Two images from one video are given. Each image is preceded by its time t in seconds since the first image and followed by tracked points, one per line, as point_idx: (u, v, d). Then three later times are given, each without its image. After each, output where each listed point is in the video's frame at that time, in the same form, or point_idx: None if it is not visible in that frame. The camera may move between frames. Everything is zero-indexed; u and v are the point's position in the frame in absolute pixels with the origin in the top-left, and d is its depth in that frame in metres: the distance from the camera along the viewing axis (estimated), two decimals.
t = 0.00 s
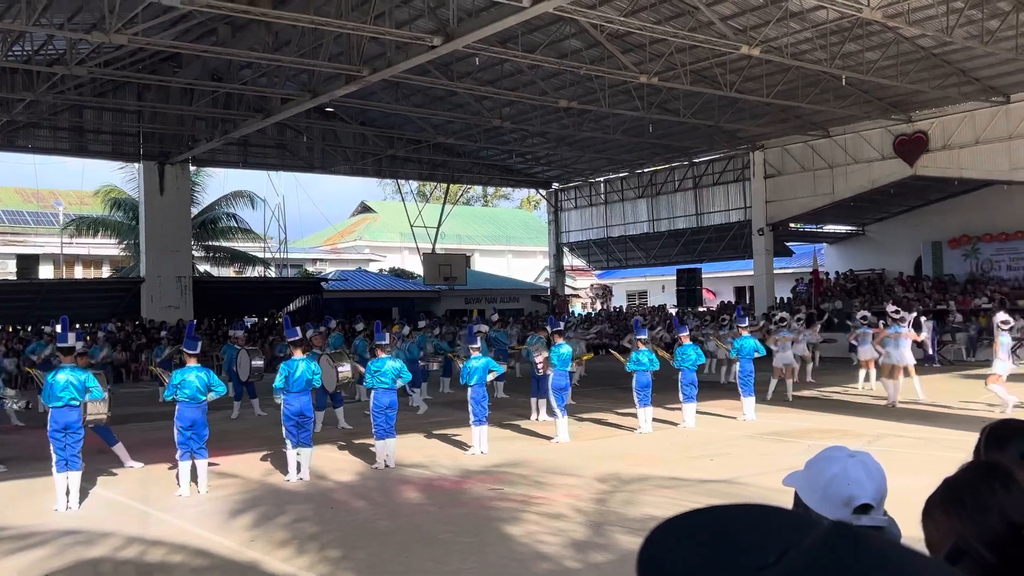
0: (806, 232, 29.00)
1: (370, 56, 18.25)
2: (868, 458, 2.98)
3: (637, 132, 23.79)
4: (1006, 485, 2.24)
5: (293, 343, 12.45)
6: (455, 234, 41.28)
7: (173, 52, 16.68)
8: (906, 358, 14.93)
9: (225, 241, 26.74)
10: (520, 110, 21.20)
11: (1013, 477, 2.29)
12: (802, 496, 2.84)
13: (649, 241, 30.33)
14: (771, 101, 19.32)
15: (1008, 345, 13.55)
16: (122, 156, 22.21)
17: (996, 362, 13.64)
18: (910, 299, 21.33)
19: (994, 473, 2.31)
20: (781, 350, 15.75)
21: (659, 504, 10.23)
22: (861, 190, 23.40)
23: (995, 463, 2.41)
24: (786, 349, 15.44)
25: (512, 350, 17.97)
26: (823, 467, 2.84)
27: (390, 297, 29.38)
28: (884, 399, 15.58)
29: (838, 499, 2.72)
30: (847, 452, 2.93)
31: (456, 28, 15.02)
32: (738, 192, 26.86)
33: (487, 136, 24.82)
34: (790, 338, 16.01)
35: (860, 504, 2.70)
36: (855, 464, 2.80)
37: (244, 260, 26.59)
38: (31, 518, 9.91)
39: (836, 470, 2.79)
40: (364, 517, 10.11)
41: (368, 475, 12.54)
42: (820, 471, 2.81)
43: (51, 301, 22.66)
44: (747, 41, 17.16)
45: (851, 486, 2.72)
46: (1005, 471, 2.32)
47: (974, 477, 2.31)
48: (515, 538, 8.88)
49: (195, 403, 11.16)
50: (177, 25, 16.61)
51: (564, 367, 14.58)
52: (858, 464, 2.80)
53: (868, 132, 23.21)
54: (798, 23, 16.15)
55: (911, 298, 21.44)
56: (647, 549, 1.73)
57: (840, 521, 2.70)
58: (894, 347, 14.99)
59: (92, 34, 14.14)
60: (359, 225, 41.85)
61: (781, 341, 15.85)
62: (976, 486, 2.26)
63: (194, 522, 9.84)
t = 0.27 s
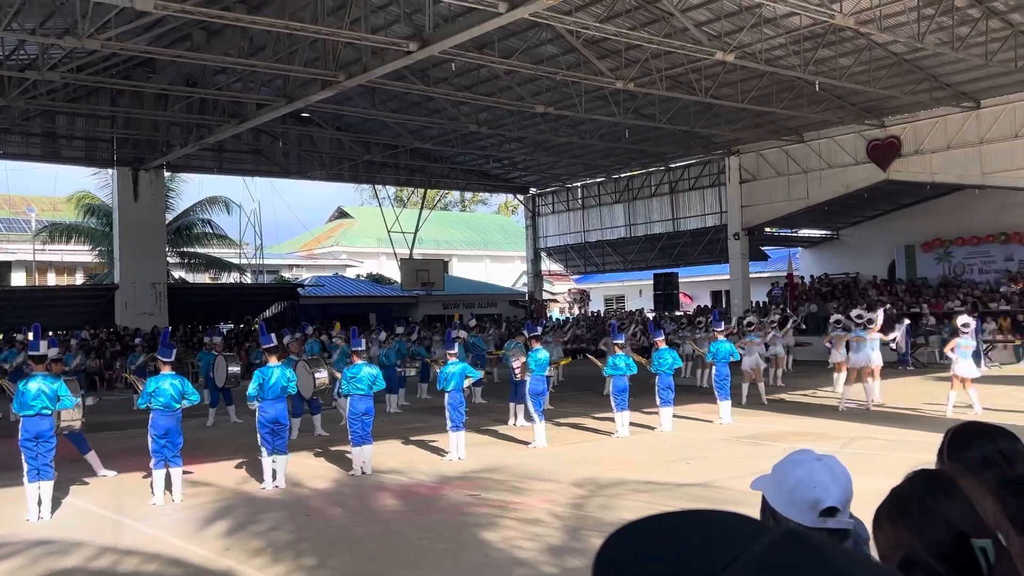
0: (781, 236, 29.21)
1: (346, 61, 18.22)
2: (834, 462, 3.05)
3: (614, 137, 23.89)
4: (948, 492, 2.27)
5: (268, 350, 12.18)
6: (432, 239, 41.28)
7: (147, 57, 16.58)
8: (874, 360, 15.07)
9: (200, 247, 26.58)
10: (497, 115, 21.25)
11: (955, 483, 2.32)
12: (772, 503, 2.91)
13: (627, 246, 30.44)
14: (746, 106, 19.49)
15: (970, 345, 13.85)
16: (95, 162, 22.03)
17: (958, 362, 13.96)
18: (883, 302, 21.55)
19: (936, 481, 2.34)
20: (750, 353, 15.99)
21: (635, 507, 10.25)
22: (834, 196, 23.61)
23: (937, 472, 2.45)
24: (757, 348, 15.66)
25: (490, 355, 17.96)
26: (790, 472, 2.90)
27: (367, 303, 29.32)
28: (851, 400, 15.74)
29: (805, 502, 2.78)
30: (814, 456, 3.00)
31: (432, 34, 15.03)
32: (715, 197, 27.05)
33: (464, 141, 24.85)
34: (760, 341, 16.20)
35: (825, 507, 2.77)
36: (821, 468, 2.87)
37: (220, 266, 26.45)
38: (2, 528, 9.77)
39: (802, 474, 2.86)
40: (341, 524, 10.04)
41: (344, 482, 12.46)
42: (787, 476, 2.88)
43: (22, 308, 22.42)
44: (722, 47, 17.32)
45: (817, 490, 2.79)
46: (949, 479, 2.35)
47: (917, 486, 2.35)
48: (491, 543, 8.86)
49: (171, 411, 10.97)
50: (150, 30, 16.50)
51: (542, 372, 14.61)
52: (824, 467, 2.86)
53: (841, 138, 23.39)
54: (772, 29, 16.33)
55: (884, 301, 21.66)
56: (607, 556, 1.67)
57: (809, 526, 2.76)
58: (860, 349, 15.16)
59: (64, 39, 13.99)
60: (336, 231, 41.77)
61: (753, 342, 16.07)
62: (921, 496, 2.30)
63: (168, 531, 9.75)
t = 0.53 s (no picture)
0: (758, 241, 29.36)
1: (324, 66, 18.18)
2: (801, 464, 3.04)
3: (592, 143, 23.97)
4: (902, 498, 2.24)
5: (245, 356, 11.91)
6: (411, 244, 41.24)
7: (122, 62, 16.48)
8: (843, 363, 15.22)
9: (177, 253, 26.41)
10: (476, 120, 21.28)
11: (908, 490, 2.29)
12: (741, 505, 2.88)
13: (606, 251, 30.53)
14: (722, 112, 19.63)
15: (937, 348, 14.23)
16: (70, 167, 21.85)
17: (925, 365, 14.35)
18: (859, 306, 21.75)
19: (889, 489, 2.31)
20: (724, 357, 16.13)
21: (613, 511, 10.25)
22: (809, 200, 23.75)
23: (890, 479, 2.43)
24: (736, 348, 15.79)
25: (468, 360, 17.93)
26: (759, 475, 2.88)
27: (346, 308, 29.24)
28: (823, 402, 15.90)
29: (776, 505, 2.77)
30: (783, 458, 2.98)
31: (410, 39, 15.03)
32: (693, 201, 27.21)
33: (442, 146, 24.88)
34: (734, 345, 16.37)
35: (796, 510, 2.76)
36: (791, 471, 2.86)
37: (197, 272, 26.30)
38: None
39: (772, 477, 2.83)
40: (318, 531, 9.96)
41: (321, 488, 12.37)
42: (757, 479, 2.85)
43: None
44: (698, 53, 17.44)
45: (788, 493, 2.78)
46: (901, 487, 2.32)
47: (871, 492, 2.29)
48: (468, 549, 8.83)
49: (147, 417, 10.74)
50: (125, 35, 16.39)
51: (521, 378, 14.57)
52: (795, 471, 2.85)
53: (818, 143, 23.62)
54: (748, 35, 16.48)
55: (860, 305, 21.86)
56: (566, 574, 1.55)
57: (779, 530, 2.75)
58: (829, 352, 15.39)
59: (37, 44, 13.86)
60: (314, 236, 41.66)
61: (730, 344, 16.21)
62: (875, 501, 2.24)
63: (143, 540, 9.65)
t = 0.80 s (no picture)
0: (738, 245, 29.50)
1: (303, 70, 18.14)
2: (779, 466, 3.05)
3: (572, 147, 24.03)
4: (869, 503, 2.24)
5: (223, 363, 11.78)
6: (392, 248, 41.18)
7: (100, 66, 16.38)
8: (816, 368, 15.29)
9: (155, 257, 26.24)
10: (456, 124, 21.31)
11: (872, 494, 2.30)
12: (719, 510, 2.90)
13: (587, 255, 30.62)
14: (701, 116, 19.76)
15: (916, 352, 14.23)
16: (46, 171, 21.67)
17: (904, 367, 14.34)
18: (837, 310, 21.94)
19: (854, 493, 2.31)
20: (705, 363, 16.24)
21: (593, 514, 10.26)
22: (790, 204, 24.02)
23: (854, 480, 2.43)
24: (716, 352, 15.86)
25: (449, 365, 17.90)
26: (737, 478, 2.89)
27: (326, 313, 29.15)
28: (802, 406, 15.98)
29: (752, 509, 2.78)
30: (761, 461, 2.98)
31: (390, 43, 14.99)
32: (672, 206, 27.35)
33: (423, 150, 24.89)
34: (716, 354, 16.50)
35: (772, 514, 2.77)
36: (767, 474, 2.87)
37: (175, 277, 26.14)
38: None
39: (750, 481, 2.84)
40: (297, 537, 9.88)
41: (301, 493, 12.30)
42: (734, 483, 2.87)
43: None
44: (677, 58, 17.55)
45: (764, 497, 2.79)
46: (865, 490, 2.32)
47: (836, 497, 2.28)
48: (448, 555, 8.79)
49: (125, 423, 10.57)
50: (102, 38, 16.27)
51: (502, 382, 14.51)
52: (771, 474, 2.86)
53: (796, 147, 23.81)
54: (727, 41, 16.61)
55: (838, 308, 22.05)
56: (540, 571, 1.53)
57: (756, 534, 2.76)
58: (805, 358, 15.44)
59: (13, 47, 13.73)
60: (294, 240, 41.51)
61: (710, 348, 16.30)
62: (842, 507, 2.24)
63: (120, 548, 9.55)
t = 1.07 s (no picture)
0: (720, 249, 29.63)
1: (285, 73, 18.11)
2: (758, 471, 3.06)
3: (555, 151, 24.09)
4: (842, 508, 2.13)
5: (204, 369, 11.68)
6: (375, 252, 41.12)
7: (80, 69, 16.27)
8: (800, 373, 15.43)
9: (136, 261, 26.11)
10: (439, 129, 21.32)
11: (847, 500, 2.19)
12: (697, 513, 2.89)
13: (570, 259, 30.72)
14: (683, 121, 19.86)
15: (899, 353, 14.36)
16: (26, 175, 21.52)
17: (889, 371, 14.45)
18: (818, 313, 22.10)
19: (829, 499, 2.20)
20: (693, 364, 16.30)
21: (576, 518, 10.26)
22: (772, 208, 24.19)
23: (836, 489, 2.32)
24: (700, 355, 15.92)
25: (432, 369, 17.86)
26: (717, 484, 2.90)
27: (309, 317, 29.07)
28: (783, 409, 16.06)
29: (732, 515, 2.80)
30: (741, 467, 2.99)
31: (372, 48, 14.97)
32: (655, 210, 27.48)
33: (406, 154, 24.88)
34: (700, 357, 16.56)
35: (752, 519, 2.79)
36: (747, 480, 2.88)
37: (155, 281, 26.01)
38: None
39: (729, 486, 2.86)
40: (279, 543, 9.82)
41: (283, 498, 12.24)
42: (714, 488, 2.87)
43: None
44: (659, 63, 17.63)
45: (744, 503, 2.81)
46: (841, 496, 2.21)
47: (811, 504, 2.19)
48: (431, 560, 8.77)
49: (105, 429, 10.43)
50: (83, 41, 16.19)
51: (484, 386, 14.51)
52: (751, 480, 2.88)
53: (777, 152, 23.98)
54: (709, 46, 16.72)
55: (819, 312, 22.22)
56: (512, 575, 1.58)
57: (734, 539, 2.79)
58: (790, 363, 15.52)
59: None
60: (276, 244, 41.39)
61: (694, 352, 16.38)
62: (815, 513, 2.14)
63: (99, 555, 9.47)
